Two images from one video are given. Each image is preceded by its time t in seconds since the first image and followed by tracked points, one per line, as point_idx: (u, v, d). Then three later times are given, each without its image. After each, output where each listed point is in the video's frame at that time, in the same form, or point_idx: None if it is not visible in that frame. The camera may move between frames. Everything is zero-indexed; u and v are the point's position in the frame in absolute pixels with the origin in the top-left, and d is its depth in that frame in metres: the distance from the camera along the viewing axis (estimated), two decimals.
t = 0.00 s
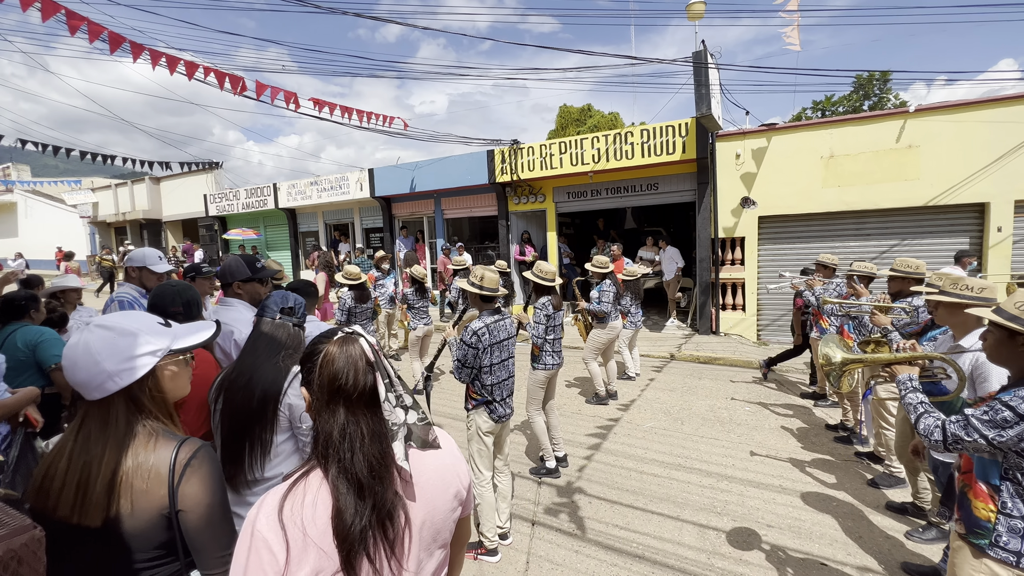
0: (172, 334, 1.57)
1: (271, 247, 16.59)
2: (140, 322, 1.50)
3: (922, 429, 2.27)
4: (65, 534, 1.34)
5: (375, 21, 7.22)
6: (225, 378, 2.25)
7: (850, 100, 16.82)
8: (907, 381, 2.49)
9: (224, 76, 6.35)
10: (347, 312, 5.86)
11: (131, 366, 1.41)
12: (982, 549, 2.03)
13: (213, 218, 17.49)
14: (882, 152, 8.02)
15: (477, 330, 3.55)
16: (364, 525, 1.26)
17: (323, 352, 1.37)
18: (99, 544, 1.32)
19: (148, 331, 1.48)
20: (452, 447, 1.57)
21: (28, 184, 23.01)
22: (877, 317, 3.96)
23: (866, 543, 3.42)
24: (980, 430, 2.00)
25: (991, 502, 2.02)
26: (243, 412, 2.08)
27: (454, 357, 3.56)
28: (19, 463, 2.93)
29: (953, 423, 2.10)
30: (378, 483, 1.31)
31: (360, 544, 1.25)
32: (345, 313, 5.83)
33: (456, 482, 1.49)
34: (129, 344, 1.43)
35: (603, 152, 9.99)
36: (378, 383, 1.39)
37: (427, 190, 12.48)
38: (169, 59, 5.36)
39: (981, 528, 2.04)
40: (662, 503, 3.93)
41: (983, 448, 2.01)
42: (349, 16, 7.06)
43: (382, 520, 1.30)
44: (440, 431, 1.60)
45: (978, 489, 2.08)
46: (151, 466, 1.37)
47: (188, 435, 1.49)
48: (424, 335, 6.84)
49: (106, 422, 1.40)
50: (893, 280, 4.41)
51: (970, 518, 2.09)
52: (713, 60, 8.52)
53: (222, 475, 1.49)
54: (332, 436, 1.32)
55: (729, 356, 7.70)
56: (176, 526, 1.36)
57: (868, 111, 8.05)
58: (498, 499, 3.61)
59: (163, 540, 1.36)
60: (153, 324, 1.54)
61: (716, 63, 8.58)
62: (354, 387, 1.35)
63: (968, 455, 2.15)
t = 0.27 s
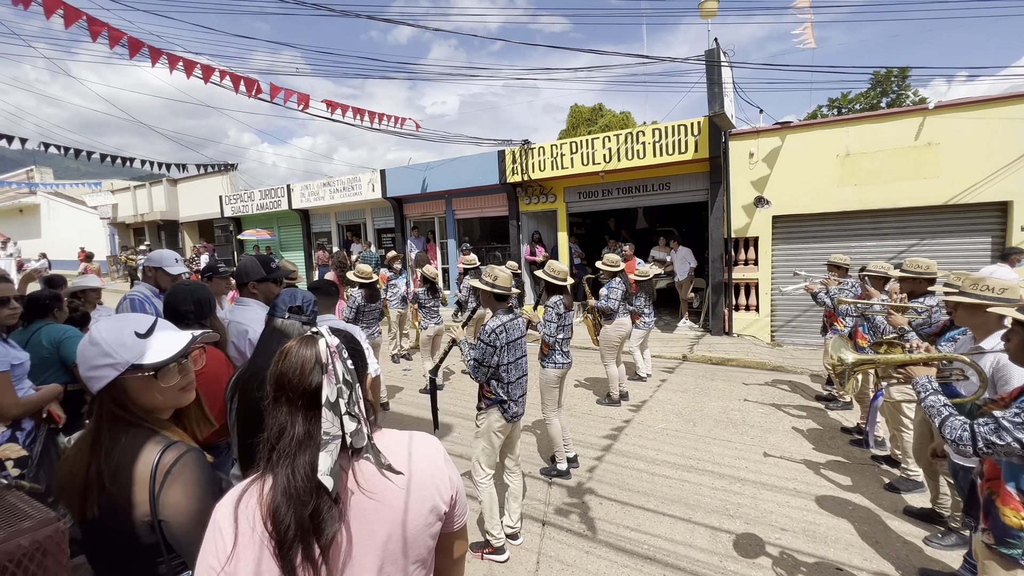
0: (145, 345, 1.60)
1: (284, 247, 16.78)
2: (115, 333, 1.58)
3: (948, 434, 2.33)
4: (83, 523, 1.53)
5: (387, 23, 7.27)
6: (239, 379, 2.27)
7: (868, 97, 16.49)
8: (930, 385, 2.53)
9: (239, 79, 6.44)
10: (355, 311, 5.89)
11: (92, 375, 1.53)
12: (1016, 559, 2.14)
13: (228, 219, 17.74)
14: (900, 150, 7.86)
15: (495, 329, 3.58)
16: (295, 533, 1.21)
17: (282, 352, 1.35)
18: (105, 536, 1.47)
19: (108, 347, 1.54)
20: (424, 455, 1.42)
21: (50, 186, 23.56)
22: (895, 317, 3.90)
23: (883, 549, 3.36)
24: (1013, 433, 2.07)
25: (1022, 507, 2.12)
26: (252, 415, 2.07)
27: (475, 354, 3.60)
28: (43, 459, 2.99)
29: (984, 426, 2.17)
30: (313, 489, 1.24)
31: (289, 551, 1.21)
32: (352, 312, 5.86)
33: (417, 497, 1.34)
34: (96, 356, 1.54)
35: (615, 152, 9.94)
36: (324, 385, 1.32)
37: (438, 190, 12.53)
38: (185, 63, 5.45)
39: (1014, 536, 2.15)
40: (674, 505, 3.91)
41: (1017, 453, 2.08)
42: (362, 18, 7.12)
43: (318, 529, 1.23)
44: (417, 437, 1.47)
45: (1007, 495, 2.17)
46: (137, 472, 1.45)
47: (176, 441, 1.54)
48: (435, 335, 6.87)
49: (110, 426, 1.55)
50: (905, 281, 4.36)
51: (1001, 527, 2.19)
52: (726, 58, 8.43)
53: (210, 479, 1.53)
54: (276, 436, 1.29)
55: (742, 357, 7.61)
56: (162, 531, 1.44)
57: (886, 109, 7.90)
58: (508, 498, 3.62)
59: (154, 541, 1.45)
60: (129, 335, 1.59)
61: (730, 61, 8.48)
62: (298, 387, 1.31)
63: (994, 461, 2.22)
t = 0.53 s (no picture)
0: (126, 350, 1.63)
1: (298, 248, 16.96)
2: (99, 340, 1.64)
3: (977, 448, 2.36)
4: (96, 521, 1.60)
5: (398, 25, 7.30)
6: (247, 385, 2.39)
7: (885, 94, 16.17)
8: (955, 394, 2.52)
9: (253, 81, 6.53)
10: (363, 313, 5.96)
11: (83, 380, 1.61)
12: None
13: (242, 220, 17.99)
14: (918, 148, 7.70)
15: (502, 329, 3.57)
16: (300, 533, 1.23)
17: (284, 352, 1.36)
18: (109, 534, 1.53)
19: (92, 354, 1.59)
20: (429, 452, 1.43)
21: (71, 188, 24.10)
22: (911, 318, 3.82)
23: (900, 554, 3.29)
24: None
25: None
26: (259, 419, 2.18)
27: (478, 355, 3.60)
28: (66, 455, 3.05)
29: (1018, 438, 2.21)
30: (317, 489, 1.25)
31: (296, 550, 1.22)
32: (360, 315, 5.93)
33: (421, 494, 1.36)
34: (83, 363, 1.61)
35: (625, 151, 9.89)
36: (324, 385, 1.32)
37: (449, 191, 12.57)
38: (201, 66, 5.54)
39: None
40: (685, 507, 3.87)
41: None
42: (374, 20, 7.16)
43: (323, 527, 1.25)
44: (422, 433, 1.48)
45: None
46: (128, 475, 1.47)
47: (167, 443, 1.55)
48: (445, 335, 6.90)
49: (112, 429, 1.60)
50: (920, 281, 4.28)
51: None
52: (740, 56, 8.33)
53: (202, 483, 1.52)
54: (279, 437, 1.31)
55: (755, 358, 7.52)
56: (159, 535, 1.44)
57: (904, 106, 7.74)
58: (518, 498, 3.62)
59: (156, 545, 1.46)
60: (112, 341, 1.64)
61: (743, 58, 8.38)
62: (298, 388, 1.32)
63: None
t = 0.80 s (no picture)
0: (104, 360, 1.62)
1: (310, 248, 17.11)
2: (80, 350, 1.64)
3: (1010, 454, 2.33)
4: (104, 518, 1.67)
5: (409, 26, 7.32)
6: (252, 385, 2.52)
7: (902, 91, 15.88)
8: (981, 398, 2.49)
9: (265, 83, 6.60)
10: (377, 312, 5.99)
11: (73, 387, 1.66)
12: None
13: (255, 221, 18.21)
14: (936, 146, 7.55)
15: (508, 329, 3.56)
16: (315, 532, 1.23)
17: (297, 354, 1.39)
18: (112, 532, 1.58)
19: (73, 365, 1.61)
20: (441, 451, 1.44)
21: (90, 190, 24.57)
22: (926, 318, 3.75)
23: (918, 560, 3.23)
24: None
25: None
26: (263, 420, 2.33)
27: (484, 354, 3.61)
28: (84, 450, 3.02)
29: None
30: (331, 488, 1.26)
31: (312, 549, 1.23)
32: (375, 313, 5.96)
33: (435, 492, 1.37)
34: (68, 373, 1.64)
35: (636, 151, 9.84)
36: (336, 386, 1.34)
37: (460, 191, 12.59)
38: (215, 69, 5.61)
39: None
40: (697, 509, 3.84)
41: None
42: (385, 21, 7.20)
43: (338, 525, 1.26)
44: (435, 432, 1.49)
45: None
46: (121, 479, 1.51)
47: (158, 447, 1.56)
48: (456, 335, 6.92)
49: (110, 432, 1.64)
50: (939, 280, 4.18)
51: None
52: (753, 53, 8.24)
53: (192, 487, 1.53)
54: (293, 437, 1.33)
55: (768, 359, 7.43)
56: (160, 541, 1.47)
57: (922, 102, 7.59)
58: (527, 498, 3.61)
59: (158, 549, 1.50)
60: (91, 351, 1.63)
61: (756, 56, 8.29)
62: (312, 389, 1.34)
63: None
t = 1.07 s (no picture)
0: (125, 358, 1.65)
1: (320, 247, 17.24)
2: (100, 349, 1.66)
3: None
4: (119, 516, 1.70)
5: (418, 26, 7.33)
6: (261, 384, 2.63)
7: (917, 87, 15.62)
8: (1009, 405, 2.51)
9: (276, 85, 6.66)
10: (393, 312, 5.98)
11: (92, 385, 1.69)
12: None
13: (266, 221, 18.39)
14: (953, 143, 7.41)
15: (521, 331, 3.57)
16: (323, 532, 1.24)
17: (316, 354, 1.40)
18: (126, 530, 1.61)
19: (94, 364, 1.63)
20: (451, 454, 1.43)
21: (105, 190, 24.96)
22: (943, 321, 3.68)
23: (933, 565, 3.18)
24: None
25: None
26: (268, 421, 2.47)
27: (500, 358, 3.62)
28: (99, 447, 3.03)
29: None
30: (340, 490, 1.27)
31: (320, 548, 1.24)
32: (392, 313, 5.96)
33: (442, 497, 1.36)
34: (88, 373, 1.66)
35: (645, 150, 9.79)
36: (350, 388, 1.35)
37: (468, 191, 12.61)
38: (226, 71, 5.67)
39: None
40: (706, 511, 3.81)
41: None
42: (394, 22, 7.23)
43: (345, 527, 1.26)
44: (446, 433, 1.48)
45: None
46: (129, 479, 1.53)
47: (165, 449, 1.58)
48: (464, 335, 6.93)
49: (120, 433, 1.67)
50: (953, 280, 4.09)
51: None
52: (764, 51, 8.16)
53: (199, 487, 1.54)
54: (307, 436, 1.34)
55: (779, 360, 7.35)
56: (169, 539, 1.48)
57: (938, 99, 7.46)
58: (535, 498, 3.61)
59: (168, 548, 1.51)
60: (112, 349, 1.66)
61: (768, 53, 8.20)
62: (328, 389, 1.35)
63: None
